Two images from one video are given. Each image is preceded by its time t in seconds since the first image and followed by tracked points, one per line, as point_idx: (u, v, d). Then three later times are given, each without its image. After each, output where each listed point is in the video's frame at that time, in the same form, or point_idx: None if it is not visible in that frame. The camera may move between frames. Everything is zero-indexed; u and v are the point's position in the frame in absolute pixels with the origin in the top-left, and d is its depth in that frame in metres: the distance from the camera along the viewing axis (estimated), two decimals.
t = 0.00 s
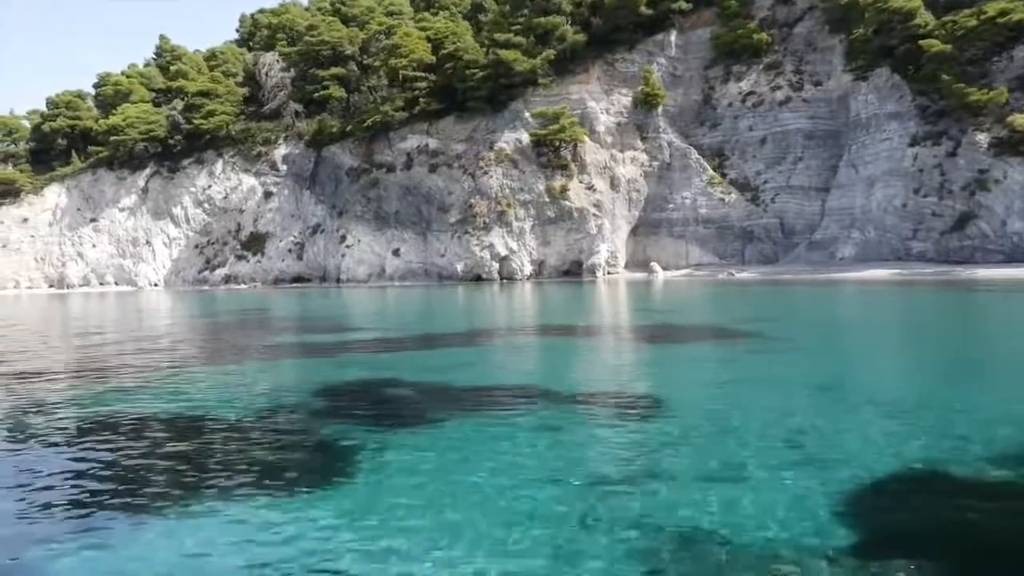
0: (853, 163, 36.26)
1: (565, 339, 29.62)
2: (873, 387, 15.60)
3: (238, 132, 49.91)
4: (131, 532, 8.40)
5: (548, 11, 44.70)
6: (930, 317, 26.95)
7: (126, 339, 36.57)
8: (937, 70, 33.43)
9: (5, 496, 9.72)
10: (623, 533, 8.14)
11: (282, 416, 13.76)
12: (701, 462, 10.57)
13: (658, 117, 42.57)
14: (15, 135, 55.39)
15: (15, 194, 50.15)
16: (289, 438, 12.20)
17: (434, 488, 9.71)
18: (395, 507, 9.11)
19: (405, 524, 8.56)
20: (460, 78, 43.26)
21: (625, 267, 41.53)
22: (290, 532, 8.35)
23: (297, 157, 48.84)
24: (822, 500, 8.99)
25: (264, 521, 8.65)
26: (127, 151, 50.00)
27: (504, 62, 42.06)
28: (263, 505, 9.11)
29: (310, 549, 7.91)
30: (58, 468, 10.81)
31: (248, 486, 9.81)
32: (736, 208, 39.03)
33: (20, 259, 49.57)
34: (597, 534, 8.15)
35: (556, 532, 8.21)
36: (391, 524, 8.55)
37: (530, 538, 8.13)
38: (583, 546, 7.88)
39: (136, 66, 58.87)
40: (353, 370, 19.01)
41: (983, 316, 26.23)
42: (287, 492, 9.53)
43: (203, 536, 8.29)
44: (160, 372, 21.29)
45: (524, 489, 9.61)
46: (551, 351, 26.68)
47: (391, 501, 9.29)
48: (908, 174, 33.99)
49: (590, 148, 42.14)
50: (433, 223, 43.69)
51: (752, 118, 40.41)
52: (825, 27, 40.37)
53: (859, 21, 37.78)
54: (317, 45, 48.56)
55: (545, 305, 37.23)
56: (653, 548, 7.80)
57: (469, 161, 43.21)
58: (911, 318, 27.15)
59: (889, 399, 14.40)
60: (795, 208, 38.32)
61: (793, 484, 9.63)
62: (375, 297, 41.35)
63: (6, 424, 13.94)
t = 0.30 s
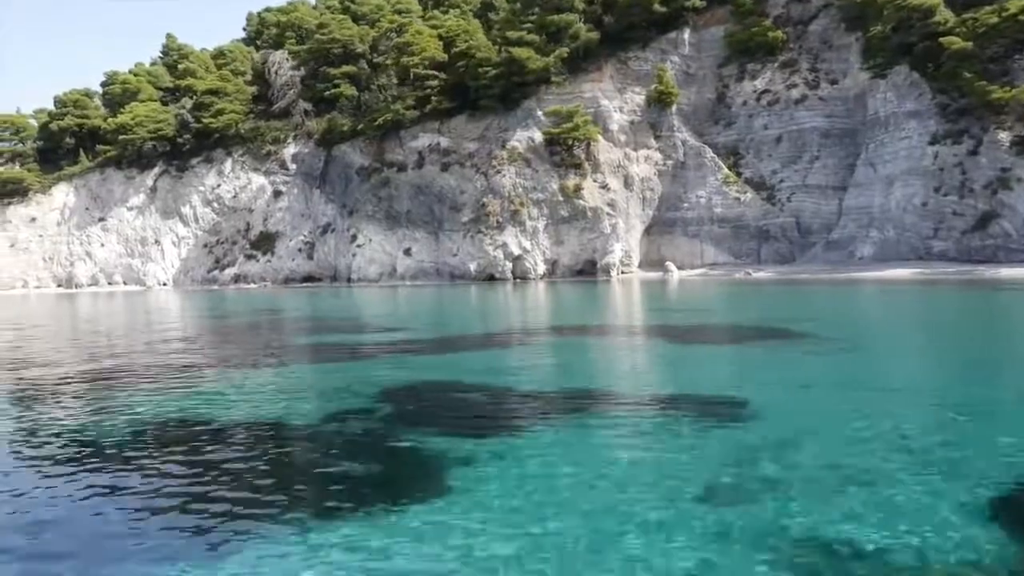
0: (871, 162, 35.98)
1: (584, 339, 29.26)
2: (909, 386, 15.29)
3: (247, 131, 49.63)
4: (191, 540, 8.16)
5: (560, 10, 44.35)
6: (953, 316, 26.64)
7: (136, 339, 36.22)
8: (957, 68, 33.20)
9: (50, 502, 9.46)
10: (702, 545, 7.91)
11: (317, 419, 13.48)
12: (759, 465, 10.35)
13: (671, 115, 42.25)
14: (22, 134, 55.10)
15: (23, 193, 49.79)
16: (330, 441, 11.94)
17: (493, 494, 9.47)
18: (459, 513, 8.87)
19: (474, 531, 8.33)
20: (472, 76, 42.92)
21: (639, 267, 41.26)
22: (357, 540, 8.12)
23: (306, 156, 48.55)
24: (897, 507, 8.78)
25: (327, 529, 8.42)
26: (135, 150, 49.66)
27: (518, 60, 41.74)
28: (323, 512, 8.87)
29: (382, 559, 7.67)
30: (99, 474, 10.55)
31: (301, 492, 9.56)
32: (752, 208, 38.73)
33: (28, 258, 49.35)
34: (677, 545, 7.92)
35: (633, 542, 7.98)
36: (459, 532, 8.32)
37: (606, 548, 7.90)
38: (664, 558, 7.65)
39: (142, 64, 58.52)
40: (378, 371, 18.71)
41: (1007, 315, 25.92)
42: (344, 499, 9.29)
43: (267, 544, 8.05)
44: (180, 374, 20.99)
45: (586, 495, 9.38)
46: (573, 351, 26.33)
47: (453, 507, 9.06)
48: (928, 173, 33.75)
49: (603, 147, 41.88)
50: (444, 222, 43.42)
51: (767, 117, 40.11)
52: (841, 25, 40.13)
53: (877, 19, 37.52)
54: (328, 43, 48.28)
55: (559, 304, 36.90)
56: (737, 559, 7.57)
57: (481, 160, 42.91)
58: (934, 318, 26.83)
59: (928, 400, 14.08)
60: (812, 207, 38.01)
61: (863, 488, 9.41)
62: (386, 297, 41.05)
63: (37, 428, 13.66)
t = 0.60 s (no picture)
0: (887, 161, 35.75)
1: (599, 339, 28.98)
2: (941, 384, 14.97)
3: (255, 130, 49.39)
4: (248, 544, 7.96)
5: (571, 8, 44.04)
6: (973, 316, 26.33)
7: (145, 339, 35.87)
8: (975, 67, 33.01)
9: (97, 505, 9.19)
10: (786, 551, 7.68)
11: (351, 419, 13.22)
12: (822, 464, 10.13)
13: (683, 114, 41.96)
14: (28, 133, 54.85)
15: (30, 191, 49.39)
16: (370, 443, 11.67)
17: (557, 495, 9.25)
18: (523, 517, 8.63)
19: (545, 535, 8.12)
20: (483, 75, 42.63)
21: (652, 267, 41.01)
22: (425, 544, 7.90)
23: (315, 155, 48.26)
24: (973, 508, 8.58)
25: (393, 533, 8.19)
26: (142, 149, 49.36)
27: (529, 58, 41.45)
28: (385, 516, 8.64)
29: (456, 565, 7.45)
30: (138, 476, 10.28)
31: (355, 495, 9.31)
32: (765, 207, 38.49)
33: (35, 258, 49.07)
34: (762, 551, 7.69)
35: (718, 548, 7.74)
36: (530, 537, 8.09)
37: (684, 551, 7.70)
38: (738, 563, 7.46)
39: (148, 63, 58.23)
40: (402, 370, 18.44)
41: None
42: (404, 503, 9.05)
43: (334, 549, 7.81)
44: (198, 373, 20.70)
45: (653, 497, 9.14)
46: (590, 352, 26.05)
47: (517, 509, 8.83)
48: (946, 172, 33.56)
49: (615, 146, 41.64)
50: (455, 221, 43.17)
51: (781, 116, 39.85)
52: (854, 23, 39.84)
53: (892, 17, 37.29)
54: (337, 41, 48.01)
55: (572, 305, 36.62)
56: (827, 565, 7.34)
57: (492, 159, 42.66)
58: (953, 317, 26.53)
59: (963, 398, 13.77)
60: (826, 206, 37.75)
61: (932, 489, 9.20)
62: (396, 297, 40.77)
63: (65, 428, 13.37)
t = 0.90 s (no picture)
0: (905, 159, 35.49)
1: (616, 338, 28.73)
2: (977, 382, 14.65)
3: (264, 128, 49.10)
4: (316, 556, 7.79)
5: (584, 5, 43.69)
6: (995, 314, 26.01)
7: (156, 339, 35.56)
8: (996, 64, 32.80)
9: (150, 527, 8.87)
10: (872, 557, 7.49)
11: (390, 428, 12.91)
12: (892, 467, 9.85)
13: (697, 112, 41.64)
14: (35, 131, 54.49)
15: (37, 191, 49.03)
16: (417, 452, 11.36)
17: (626, 503, 8.95)
18: (592, 522, 8.43)
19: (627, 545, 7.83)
20: (496, 73, 42.27)
21: (666, 266, 40.75)
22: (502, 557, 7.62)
23: (324, 154, 47.95)
24: None
25: (467, 547, 7.90)
26: (150, 148, 49.02)
27: (542, 55, 41.12)
28: (454, 529, 8.34)
29: None
30: (186, 495, 9.96)
31: (417, 508, 9.01)
32: (781, 206, 38.21)
33: (42, 258, 48.73)
34: (859, 562, 7.42)
35: (812, 560, 7.47)
36: (610, 549, 7.80)
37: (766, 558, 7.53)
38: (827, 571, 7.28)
39: (154, 62, 57.91)
40: (429, 374, 18.14)
41: None
42: (470, 514, 8.75)
43: (405, 559, 7.63)
44: (220, 377, 20.38)
45: (728, 506, 8.85)
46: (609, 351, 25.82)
47: (587, 519, 8.54)
48: (966, 170, 33.33)
49: (628, 144, 41.37)
50: (467, 220, 42.86)
51: (796, 114, 39.58)
52: (870, 21, 39.54)
53: (910, 14, 37.04)
54: (348, 39, 47.75)
55: (585, 304, 36.33)
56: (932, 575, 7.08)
57: (505, 157, 42.40)
58: (974, 316, 26.20)
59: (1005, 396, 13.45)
60: (843, 205, 37.45)
61: (1011, 493, 8.95)
62: (407, 296, 40.47)
63: (97, 443, 13.05)
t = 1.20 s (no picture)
0: (920, 158, 35.27)
1: (631, 338, 28.47)
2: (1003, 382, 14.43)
3: (272, 126, 48.77)
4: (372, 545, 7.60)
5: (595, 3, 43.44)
6: (1015, 313, 25.72)
7: (166, 338, 35.30)
8: (1014, 61, 32.61)
9: (185, 519, 8.49)
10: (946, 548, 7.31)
11: (423, 429, 12.60)
12: (947, 464, 9.68)
13: (709, 110, 41.35)
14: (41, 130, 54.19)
15: (43, 189, 49.07)
16: (455, 451, 11.04)
17: (682, 501, 8.59)
18: (649, 514, 8.23)
19: (694, 543, 7.46)
20: (507, 71, 41.93)
21: (677, 266, 40.53)
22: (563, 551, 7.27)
23: (332, 152, 47.70)
24: None
25: (525, 544, 7.53)
26: (157, 147, 48.69)
27: (553, 53, 40.84)
28: (507, 527, 7.98)
29: None
30: (219, 489, 9.59)
31: (464, 505, 8.66)
32: (795, 205, 37.97)
33: (49, 257, 48.44)
34: (945, 562, 7.06)
35: (895, 560, 7.10)
36: (675, 547, 7.44)
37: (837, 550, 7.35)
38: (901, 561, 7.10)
39: (160, 60, 57.60)
40: (453, 376, 17.86)
41: None
42: (521, 511, 8.40)
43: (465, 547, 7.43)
44: (238, 376, 20.05)
45: (786, 501, 8.61)
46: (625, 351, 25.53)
47: (642, 513, 8.30)
48: (984, 168, 33.11)
49: (640, 143, 41.15)
50: (477, 219, 42.58)
51: (809, 112, 39.33)
52: (884, 18, 39.30)
53: (925, 12, 36.82)
54: (357, 36, 47.52)
55: (595, 304, 36.03)
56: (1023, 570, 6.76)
57: (515, 156, 42.15)
58: (993, 315, 25.93)
59: None
60: (857, 204, 37.22)
61: None
62: (417, 296, 40.22)
63: (120, 439, 12.69)
